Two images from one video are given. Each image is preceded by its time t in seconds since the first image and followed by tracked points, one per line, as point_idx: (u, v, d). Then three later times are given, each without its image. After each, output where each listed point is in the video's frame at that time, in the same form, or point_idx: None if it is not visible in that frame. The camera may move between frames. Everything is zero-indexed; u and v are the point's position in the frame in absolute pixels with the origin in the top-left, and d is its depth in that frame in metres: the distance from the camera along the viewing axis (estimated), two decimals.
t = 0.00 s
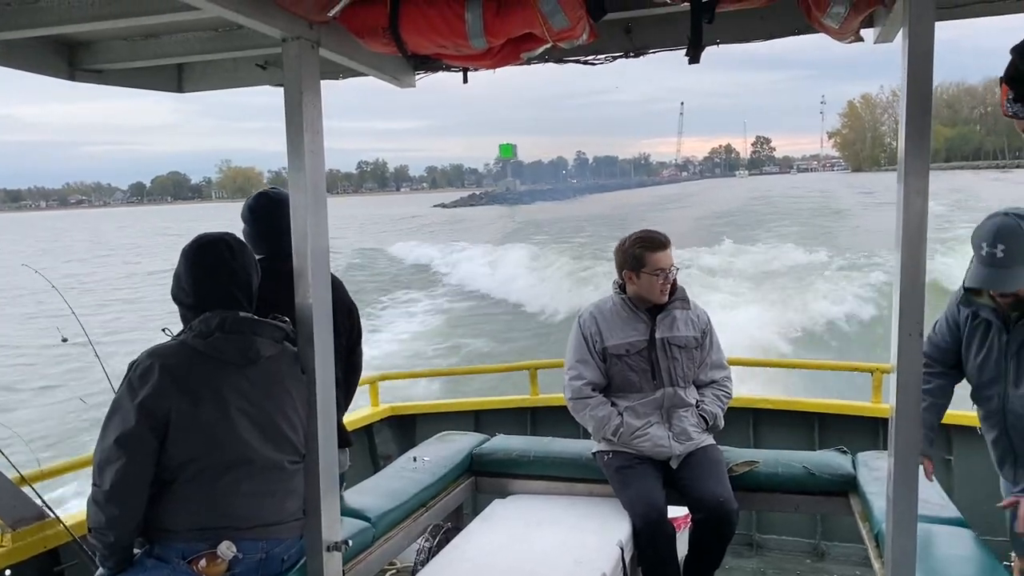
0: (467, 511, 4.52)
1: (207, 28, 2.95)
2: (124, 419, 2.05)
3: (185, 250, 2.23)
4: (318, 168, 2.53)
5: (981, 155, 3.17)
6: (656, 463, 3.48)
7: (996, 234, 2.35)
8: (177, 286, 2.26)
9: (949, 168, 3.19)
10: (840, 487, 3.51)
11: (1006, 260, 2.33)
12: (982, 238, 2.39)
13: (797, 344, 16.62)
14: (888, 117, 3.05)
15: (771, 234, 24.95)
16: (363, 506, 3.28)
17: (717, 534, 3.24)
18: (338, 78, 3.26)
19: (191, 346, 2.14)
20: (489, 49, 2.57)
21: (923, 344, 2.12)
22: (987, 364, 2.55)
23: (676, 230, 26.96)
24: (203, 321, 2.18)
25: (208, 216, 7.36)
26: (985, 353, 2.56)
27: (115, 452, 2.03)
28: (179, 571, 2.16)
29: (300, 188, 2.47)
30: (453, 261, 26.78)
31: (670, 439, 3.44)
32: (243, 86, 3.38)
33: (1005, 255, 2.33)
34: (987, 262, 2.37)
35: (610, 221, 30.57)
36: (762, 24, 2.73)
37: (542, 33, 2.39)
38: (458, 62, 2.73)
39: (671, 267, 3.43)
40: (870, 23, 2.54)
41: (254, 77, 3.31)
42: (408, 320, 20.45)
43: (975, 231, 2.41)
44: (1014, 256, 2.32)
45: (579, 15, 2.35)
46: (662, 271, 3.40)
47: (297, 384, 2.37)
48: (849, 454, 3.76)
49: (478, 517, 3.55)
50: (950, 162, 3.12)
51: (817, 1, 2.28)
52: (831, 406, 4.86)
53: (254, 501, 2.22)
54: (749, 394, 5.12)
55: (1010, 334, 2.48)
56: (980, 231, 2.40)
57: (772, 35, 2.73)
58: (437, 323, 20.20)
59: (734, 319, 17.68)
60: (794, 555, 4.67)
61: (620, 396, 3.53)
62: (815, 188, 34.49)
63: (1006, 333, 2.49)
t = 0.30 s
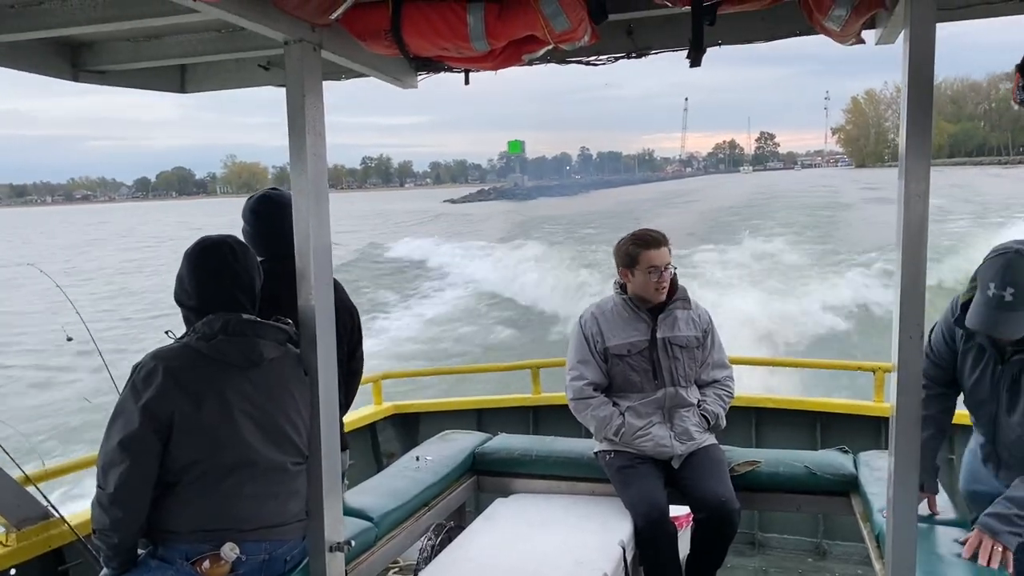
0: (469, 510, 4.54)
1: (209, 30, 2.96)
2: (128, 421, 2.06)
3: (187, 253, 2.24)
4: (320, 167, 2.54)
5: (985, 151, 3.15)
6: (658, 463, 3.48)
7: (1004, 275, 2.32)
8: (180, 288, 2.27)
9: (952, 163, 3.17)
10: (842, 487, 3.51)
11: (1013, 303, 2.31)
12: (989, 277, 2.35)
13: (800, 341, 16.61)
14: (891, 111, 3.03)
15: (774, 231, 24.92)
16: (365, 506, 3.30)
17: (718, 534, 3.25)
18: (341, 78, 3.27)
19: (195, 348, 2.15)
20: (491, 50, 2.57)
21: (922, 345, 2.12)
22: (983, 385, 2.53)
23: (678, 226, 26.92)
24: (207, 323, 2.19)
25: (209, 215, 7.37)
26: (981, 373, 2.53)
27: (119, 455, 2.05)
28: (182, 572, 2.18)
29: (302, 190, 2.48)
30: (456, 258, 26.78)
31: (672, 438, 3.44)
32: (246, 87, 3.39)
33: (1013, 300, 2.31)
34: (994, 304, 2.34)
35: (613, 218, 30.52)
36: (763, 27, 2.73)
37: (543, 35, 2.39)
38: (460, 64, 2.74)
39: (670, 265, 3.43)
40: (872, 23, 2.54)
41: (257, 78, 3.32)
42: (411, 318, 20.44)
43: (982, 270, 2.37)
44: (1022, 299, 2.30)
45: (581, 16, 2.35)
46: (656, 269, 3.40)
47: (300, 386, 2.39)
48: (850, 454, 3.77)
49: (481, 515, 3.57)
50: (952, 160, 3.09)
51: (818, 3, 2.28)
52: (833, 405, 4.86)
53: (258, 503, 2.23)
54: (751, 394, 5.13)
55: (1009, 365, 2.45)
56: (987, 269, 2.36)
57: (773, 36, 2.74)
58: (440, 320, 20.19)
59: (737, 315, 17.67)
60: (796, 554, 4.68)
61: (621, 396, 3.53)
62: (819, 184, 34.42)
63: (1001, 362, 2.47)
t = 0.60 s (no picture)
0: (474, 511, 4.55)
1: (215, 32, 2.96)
2: (133, 425, 2.07)
3: (191, 257, 2.24)
4: (324, 167, 2.54)
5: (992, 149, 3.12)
6: (662, 464, 3.48)
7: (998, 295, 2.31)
8: (184, 293, 2.27)
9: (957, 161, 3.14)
10: (846, 489, 3.50)
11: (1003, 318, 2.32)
12: (985, 293, 2.36)
13: (803, 337, 16.58)
14: (896, 107, 3.00)
15: (778, 228, 24.89)
16: (369, 507, 3.31)
17: (722, 535, 3.24)
18: (345, 80, 3.26)
19: (199, 353, 2.16)
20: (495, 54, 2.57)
21: (926, 350, 2.12)
22: (982, 395, 2.51)
23: (683, 223, 26.86)
24: (211, 328, 2.20)
25: (213, 212, 7.37)
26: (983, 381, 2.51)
27: (124, 460, 2.05)
28: None
29: (306, 195, 2.48)
30: (460, 254, 26.79)
31: (675, 440, 3.43)
32: (250, 89, 3.39)
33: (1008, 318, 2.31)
34: (987, 321, 2.36)
35: (617, 214, 30.46)
36: (767, 28, 2.72)
37: (548, 39, 2.38)
38: (464, 67, 2.74)
39: (665, 263, 3.44)
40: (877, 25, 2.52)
41: (261, 79, 3.32)
42: (414, 314, 20.43)
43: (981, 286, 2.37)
44: (1015, 318, 2.31)
45: (585, 20, 2.33)
46: (650, 268, 3.41)
47: (304, 391, 2.39)
48: (854, 455, 3.76)
49: (485, 516, 3.57)
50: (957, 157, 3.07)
51: (823, 7, 2.28)
52: (837, 405, 4.86)
53: (262, 507, 2.24)
54: (756, 393, 5.13)
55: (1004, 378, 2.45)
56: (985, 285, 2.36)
57: (778, 38, 2.73)
58: (444, 316, 20.20)
59: (741, 312, 17.64)
60: (800, 554, 4.67)
61: (624, 397, 3.53)
62: (823, 180, 34.36)
63: (1007, 377, 2.45)
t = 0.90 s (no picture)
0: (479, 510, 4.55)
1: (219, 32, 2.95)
2: (138, 432, 2.06)
3: (194, 261, 2.23)
4: (328, 166, 2.53)
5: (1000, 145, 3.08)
6: (667, 464, 3.46)
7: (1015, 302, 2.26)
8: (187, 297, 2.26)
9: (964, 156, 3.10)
10: (852, 490, 3.49)
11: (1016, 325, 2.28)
12: (1002, 301, 2.29)
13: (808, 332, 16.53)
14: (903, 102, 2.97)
15: (782, 222, 24.82)
16: (374, 508, 3.31)
17: (727, 535, 3.23)
18: (349, 81, 3.25)
19: (203, 358, 2.15)
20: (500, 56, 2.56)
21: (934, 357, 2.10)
22: (1001, 405, 2.50)
23: (687, 218, 26.80)
24: (215, 332, 2.19)
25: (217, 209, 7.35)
26: (1002, 389, 2.48)
27: (129, 466, 2.05)
28: None
29: (310, 199, 2.47)
30: (464, 249, 26.77)
31: (679, 440, 3.42)
32: (255, 88, 3.37)
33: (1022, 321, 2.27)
34: (1006, 328, 2.31)
35: (621, 209, 30.40)
36: (775, 28, 2.70)
37: (553, 41, 2.36)
38: (469, 69, 2.73)
39: (664, 260, 3.44)
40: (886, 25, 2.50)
41: (265, 79, 3.31)
42: (419, 309, 20.42)
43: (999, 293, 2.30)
44: None
45: (591, 22, 2.31)
46: (646, 265, 3.41)
47: (308, 395, 2.39)
48: (860, 456, 3.75)
49: (490, 516, 3.57)
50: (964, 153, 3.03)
51: (831, 9, 2.26)
52: (843, 404, 4.84)
53: (267, 511, 2.24)
54: (761, 393, 5.11)
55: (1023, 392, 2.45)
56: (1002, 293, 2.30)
57: (785, 39, 2.71)
58: (447, 312, 20.18)
59: (745, 308, 17.59)
60: (805, 554, 4.66)
61: (627, 397, 3.52)
62: (827, 175, 34.28)
63: None
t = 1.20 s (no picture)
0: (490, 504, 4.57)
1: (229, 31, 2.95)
2: (154, 434, 2.08)
3: (205, 261, 2.23)
4: (339, 162, 2.54)
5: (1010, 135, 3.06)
6: (677, 460, 3.47)
7: None
8: (198, 298, 2.27)
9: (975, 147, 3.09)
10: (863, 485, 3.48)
11: None
12: None
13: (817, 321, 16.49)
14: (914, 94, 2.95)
15: (791, 212, 24.75)
16: (387, 505, 3.33)
17: (738, 531, 3.24)
18: (358, 79, 3.26)
19: (218, 360, 2.17)
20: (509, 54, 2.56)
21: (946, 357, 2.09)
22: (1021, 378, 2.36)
23: (696, 208, 26.74)
24: (229, 334, 2.20)
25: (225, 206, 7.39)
26: None
27: (146, 469, 2.07)
28: None
29: (322, 199, 2.48)
30: (471, 242, 26.80)
31: (690, 435, 3.42)
32: (266, 87, 3.38)
33: None
34: None
35: (629, 200, 30.37)
36: (786, 23, 2.69)
37: (562, 39, 2.36)
38: (479, 67, 2.73)
39: (670, 254, 3.45)
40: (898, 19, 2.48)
41: (276, 78, 3.31)
42: (427, 302, 20.47)
43: None
44: None
45: (600, 20, 2.30)
46: (652, 260, 3.42)
47: (322, 395, 2.41)
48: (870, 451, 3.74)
49: (501, 512, 3.59)
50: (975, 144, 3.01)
51: (841, 6, 2.25)
52: (855, 398, 4.83)
53: (282, 511, 2.26)
54: (772, 387, 5.11)
55: None
56: None
57: (796, 34, 2.70)
58: (455, 304, 20.22)
59: (754, 298, 17.56)
60: (817, 547, 4.66)
61: (637, 393, 3.53)
62: (836, 164, 34.15)
63: None
